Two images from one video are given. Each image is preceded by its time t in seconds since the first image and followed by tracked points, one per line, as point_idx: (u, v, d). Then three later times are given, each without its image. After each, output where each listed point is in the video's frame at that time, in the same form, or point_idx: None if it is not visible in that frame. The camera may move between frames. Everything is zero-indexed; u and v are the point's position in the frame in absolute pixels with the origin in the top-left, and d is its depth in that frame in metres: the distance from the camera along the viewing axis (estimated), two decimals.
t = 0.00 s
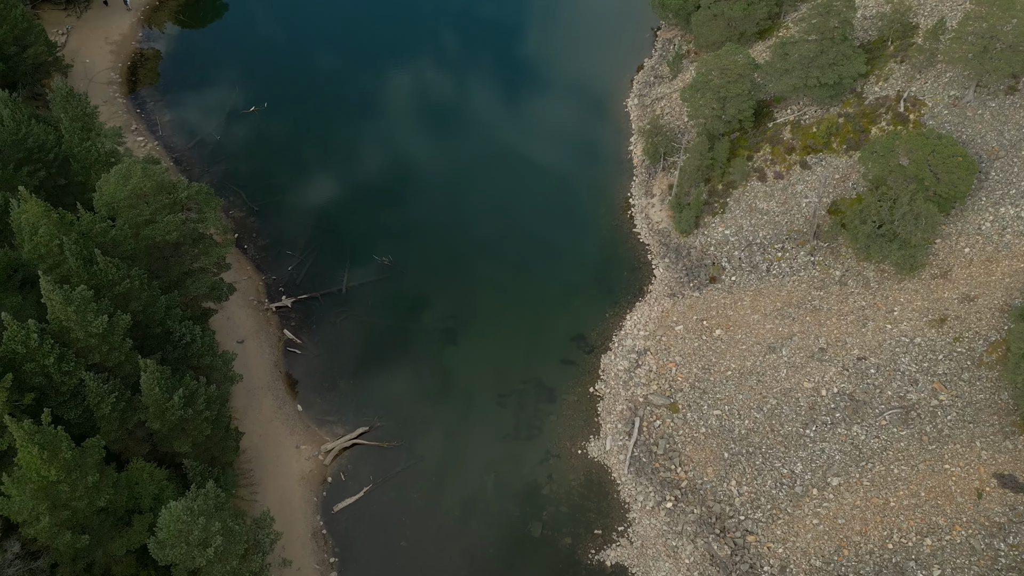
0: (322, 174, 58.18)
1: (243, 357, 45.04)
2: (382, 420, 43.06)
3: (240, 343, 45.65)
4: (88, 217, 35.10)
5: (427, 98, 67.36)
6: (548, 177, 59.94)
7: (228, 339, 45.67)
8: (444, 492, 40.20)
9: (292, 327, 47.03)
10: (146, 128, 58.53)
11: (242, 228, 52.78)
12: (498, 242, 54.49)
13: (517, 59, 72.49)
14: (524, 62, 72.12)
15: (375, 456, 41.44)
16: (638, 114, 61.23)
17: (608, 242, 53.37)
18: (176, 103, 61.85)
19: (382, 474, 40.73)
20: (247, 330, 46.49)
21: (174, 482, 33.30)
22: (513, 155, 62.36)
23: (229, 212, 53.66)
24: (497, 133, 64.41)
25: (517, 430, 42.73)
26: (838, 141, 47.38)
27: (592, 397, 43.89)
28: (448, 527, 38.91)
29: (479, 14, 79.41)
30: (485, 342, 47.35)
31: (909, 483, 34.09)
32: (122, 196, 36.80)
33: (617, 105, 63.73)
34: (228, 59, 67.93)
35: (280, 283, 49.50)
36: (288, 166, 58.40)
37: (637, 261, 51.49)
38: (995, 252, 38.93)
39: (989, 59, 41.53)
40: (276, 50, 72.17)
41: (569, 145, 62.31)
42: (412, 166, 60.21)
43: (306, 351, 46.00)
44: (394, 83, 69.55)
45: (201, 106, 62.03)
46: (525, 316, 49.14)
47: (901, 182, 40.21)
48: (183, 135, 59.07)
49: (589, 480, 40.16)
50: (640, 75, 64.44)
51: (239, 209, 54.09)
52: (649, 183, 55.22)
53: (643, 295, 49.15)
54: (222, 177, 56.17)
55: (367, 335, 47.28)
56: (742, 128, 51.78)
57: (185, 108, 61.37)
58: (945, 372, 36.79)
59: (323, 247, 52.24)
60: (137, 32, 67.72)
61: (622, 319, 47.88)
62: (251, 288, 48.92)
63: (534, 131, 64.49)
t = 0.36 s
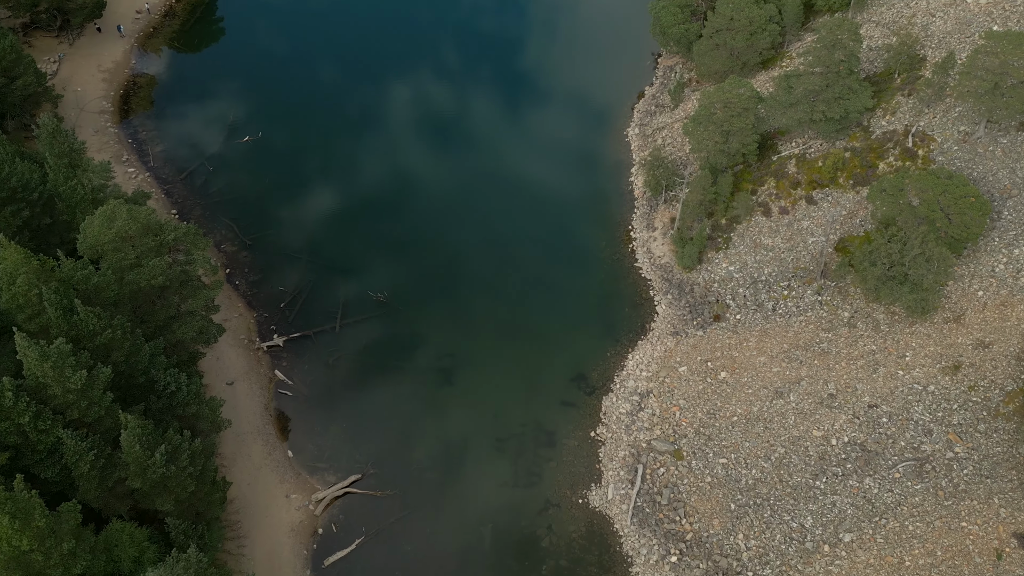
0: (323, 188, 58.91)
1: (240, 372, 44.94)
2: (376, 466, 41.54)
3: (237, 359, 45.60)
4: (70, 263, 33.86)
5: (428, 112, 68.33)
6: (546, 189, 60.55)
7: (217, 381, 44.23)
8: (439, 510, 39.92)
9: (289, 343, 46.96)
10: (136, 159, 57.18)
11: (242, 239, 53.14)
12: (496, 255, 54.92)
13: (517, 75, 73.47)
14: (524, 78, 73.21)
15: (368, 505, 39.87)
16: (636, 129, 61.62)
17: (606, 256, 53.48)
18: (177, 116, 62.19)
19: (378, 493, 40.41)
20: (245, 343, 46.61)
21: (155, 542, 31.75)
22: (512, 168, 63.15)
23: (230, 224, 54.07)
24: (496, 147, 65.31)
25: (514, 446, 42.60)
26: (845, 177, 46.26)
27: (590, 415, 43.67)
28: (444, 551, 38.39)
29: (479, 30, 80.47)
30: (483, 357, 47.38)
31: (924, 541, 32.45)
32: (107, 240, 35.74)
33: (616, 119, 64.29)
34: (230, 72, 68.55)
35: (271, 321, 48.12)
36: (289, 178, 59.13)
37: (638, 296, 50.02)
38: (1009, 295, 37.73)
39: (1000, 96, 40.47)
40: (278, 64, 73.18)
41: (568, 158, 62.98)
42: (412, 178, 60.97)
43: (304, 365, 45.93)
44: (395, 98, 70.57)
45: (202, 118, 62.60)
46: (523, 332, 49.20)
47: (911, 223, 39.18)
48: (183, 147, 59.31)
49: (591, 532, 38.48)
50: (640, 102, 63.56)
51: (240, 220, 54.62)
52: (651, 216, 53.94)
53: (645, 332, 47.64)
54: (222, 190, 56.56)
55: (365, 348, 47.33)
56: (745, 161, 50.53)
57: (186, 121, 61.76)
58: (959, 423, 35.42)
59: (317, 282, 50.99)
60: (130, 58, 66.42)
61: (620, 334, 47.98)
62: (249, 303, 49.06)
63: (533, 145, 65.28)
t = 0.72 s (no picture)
0: (323, 201, 58.80)
1: (239, 390, 44.89)
2: (368, 518, 39.89)
3: (236, 377, 45.53)
4: (50, 314, 32.49)
5: (429, 126, 68.15)
6: (547, 204, 60.39)
7: (205, 428, 42.69)
8: (437, 534, 39.47)
9: (287, 360, 46.82)
10: (127, 192, 55.86)
11: (242, 254, 53.16)
12: (496, 272, 54.70)
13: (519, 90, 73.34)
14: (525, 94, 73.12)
15: (361, 560, 38.17)
16: (638, 147, 61.54)
17: (607, 275, 53.06)
18: (180, 129, 62.60)
19: (375, 514, 40.07)
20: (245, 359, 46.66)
21: None
22: (513, 182, 62.93)
23: (231, 238, 54.15)
24: (497, 162, 65.09)
25: (512, 470, 42.18)
26: (853, 215, 44.98)
27: (591, 439, 43.13)
28: None
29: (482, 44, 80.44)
30: (482, 378, 47.09)
31: None
32: (90, 287, 34.43)
33: (617, 137, 64.25)
34: (230, 86, 68.44)
35: (263, 362, 46.63)
36: (289, 192, 59.10)
37: (641, 335, 48.44)
38: None
39: (1014, 136, 39.27)
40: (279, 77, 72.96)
41: (569, 174, 62.91)
42: (412, 192, 60.85)
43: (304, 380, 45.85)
44: (396, 111, 70.47)
45: (204, 133, 62.76)
46: (523, 353, 48.84)
47: (923, 267, 37.80)
48: (185, 162, 59.51)
49: None
50: (642, 132, 62.53)
51: (240, 234, 54.63)
52: (653, 251, 52.53)
53: (648, 375, 46.00)
54: (221, 207, 56.39)
55: (365, 365, 47.17)
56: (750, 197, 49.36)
57: (188, 134, 62.13)
58: (977, 479, 33.78)
59: (310, 320, 49.45)
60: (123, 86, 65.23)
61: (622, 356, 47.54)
62: (247, 321, 48.93)
63: (534, 160, 65.09)
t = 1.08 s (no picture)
0: (324, 216, 59.16)
1: (238, 409, 45.00)
2: None
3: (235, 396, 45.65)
4: (26, 372, 31.07)
5: (430, 141, 68.48)
6: (546, 220, 60.69)
7: (191, 480, 41.08)
8: (434, 552, 39.36)
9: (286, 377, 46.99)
10: (117, 228, 54.64)
11: (242, 271, 53.51)
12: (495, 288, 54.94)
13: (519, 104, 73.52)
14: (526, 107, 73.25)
15: None
16: (637, 167, 61.90)
17: (605, 292, 53.03)
18: (172, 162, 61.49)
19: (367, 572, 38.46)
20: (244, 375, 46.90)
21: None
22: (512, 197, 63.26)
23: (232, 254, 54.58)
24: (497, 176, 65.35)
25: (510, 489, 42.15)
26: (861, 257, 43.68)
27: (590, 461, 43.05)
28: None
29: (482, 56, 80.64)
30: (481, 396, 47.24)
31: None
32: (69, 340, 33.16)
33: (617, 154, 64.47)
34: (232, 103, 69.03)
35: (252, 408, 45.10)
36: (290, 207, 59.46)
37: (643, 380, 46.79)
38: None
39: None
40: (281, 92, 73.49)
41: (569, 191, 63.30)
42: (412, 208, 61.22)
43: (303, 395, 46.01)
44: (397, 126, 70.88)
45: (205, 150, 63.29)
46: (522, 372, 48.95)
47: (938, 316, 36.74)
48: (186, 181, 59.76)
49: None
50: (644, 165, 61.21)
51: (242, 250, 55.04)
52: (655, 290, 51.06)
53: (652, 422, 44.33)
54: (221, 225, 56.70)
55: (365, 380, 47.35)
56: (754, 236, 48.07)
57: (190, 150, 62.76)
58: (998, 542, 32.03)
59: (303, 362, 48.08)
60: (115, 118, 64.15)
61: (621, 375, 47.46)
62: (246, 339, 49.03)
63: (535, 176, 65.38)
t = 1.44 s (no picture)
0: (326, 235, 60.02)
1: (237, 428, 45.00)
2: None
3: (234, 415, 45.72)
4: None
5: (432, 164, 69.97)
6: (544, 240, 61.75)
7: (174, 539, 39.25)
8: None
9: (285, 396, 47.17)
10: (106, 268, 53.35)
11: (244, 289, 54.01)
12: (494, 306, 55.51)
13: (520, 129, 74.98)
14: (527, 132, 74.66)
15: None
16: (634, 189, 63.12)
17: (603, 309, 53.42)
18: (164, 199, 60.37)
19: None
20: (243, 393, 47.04)
21: None
22: (511, 217, 64.52)
23: (234, 274, 55.20)
24: (497, 199, 66.63)
25: (508, 506, 42.26)
26: (871, 303, 42.30)
27: (590, 489, 42.61)
28: None
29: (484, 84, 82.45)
30: (480, 431, 46.52)
31: None
32: (45, 401, 31.67)
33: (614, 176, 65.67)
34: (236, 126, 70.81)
35: (240, 460, 43.38)
36: (292, 228, 60.29)
37: (647, 430, 44.95)
38: None
39: None
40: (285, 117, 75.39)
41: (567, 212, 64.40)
42: (413, 227, 62.46)
43: (304, 413, 46.27)
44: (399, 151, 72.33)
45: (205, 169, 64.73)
46: (520, 389, 49.34)
47: (954, 372, 35.37)
48: (186, 199, 61.00)
49: None
50: (645, 204, 59.73)
51: (243, 269, 55.67)
52: (658, 334, 49.37)
53: (656, 475, 42.47)
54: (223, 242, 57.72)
55: (364, 397, 47.79)
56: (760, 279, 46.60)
57: (190, 170, 64.03)
58: None
59: (294, 409, 46.51)
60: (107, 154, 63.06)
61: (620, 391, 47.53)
62: (245, 359, 49.07)
63: (534, 199, 66.51)
